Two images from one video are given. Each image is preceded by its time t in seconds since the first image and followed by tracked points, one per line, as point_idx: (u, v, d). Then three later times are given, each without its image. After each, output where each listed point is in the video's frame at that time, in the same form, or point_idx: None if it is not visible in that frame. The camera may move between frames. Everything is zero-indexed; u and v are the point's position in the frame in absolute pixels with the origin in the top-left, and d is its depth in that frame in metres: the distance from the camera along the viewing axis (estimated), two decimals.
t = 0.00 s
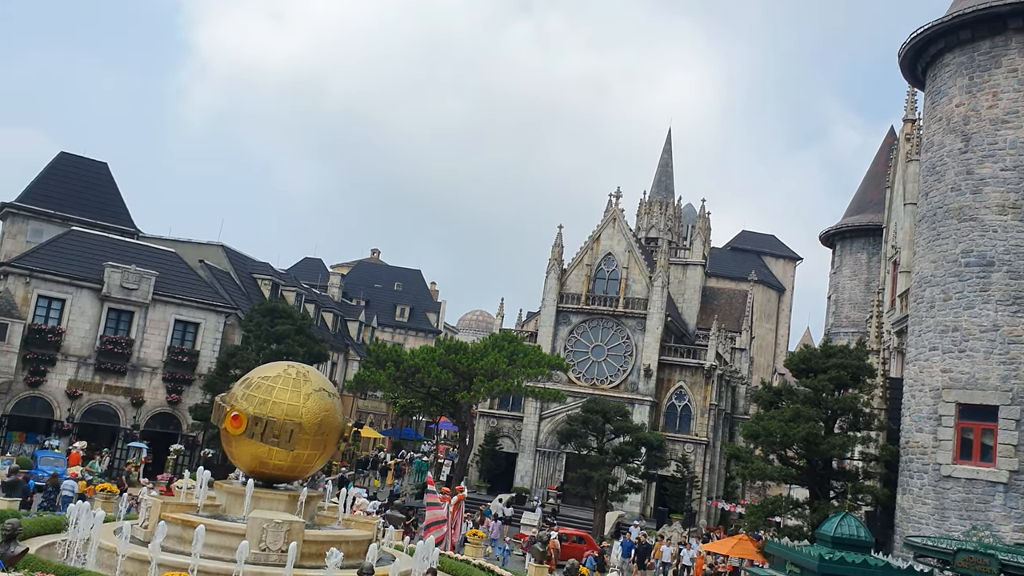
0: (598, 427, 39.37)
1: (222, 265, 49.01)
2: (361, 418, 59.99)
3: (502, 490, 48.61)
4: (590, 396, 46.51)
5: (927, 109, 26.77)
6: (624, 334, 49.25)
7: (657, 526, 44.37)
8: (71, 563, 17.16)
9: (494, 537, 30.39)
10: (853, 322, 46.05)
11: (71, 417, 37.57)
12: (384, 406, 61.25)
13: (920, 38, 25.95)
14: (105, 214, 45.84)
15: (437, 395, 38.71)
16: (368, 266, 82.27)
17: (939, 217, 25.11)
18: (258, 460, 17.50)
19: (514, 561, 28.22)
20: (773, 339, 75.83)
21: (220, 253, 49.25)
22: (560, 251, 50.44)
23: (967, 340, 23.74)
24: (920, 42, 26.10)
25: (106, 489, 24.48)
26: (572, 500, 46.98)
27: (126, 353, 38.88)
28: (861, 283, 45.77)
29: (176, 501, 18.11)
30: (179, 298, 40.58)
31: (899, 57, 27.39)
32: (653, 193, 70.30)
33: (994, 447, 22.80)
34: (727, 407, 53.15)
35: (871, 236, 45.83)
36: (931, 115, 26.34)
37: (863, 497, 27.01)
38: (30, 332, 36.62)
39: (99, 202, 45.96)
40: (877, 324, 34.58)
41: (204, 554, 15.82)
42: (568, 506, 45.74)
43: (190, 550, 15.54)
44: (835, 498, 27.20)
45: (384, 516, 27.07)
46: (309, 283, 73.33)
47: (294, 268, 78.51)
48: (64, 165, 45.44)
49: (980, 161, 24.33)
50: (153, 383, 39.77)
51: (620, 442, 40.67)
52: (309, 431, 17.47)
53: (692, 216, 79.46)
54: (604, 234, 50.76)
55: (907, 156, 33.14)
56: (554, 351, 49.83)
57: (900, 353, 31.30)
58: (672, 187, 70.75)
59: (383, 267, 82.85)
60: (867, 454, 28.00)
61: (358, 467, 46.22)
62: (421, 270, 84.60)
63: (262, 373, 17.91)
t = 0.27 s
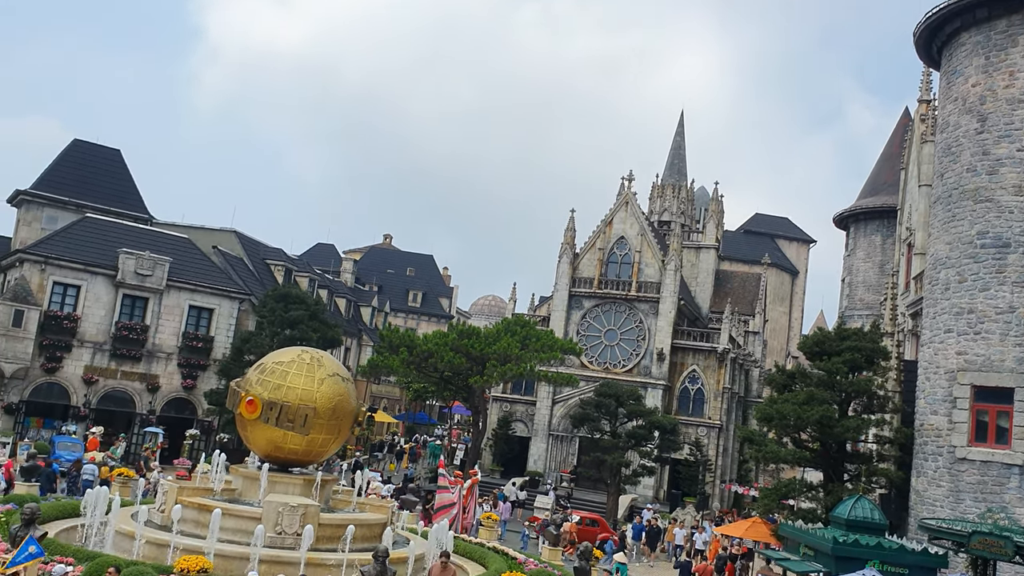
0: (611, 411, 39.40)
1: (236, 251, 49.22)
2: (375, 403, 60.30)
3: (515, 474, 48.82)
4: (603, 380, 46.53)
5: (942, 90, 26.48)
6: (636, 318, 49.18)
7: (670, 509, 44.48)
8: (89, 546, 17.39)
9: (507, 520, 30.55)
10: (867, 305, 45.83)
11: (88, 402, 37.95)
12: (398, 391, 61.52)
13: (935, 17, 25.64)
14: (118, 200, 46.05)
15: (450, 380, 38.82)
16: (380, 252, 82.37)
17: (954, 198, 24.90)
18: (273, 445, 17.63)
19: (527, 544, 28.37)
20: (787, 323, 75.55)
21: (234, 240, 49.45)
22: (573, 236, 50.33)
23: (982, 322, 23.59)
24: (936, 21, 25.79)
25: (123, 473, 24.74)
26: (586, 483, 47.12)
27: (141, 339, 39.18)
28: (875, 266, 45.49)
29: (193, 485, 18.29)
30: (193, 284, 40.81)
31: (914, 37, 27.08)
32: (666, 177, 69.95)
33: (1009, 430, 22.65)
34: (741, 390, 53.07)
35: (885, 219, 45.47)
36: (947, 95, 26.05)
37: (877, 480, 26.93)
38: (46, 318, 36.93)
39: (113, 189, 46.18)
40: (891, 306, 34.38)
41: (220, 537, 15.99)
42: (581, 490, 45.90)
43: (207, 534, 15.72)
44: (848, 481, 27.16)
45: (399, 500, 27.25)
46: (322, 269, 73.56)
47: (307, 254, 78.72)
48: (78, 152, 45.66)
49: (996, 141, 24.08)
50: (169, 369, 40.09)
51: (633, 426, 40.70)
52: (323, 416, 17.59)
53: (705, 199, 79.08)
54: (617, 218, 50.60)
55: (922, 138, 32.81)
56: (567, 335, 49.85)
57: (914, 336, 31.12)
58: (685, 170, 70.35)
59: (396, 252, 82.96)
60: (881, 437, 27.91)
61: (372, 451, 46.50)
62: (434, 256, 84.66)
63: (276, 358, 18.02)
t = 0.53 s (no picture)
0: (627, 397, 39.36)
1: (252, 239, 49.44)
2: (391, 390, 60.57)
3: (531, 460, 48.96)
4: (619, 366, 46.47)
5: (962, 72, 26.12)
6: (652, 305, 49.05)
7: (687, 495, 44.50)
8: (110, 533, 17.60)
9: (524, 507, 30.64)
10: (885, 290, 45.47)
11: (107, 390, 38.33)
12: (414, 378, 61.75)
13: None
14: (134, 189, 46.31)
15: (465, 367, 38.90)
16: (395, 239, 82.48)
17: (973, 182, 24.60)
18: (291, 432, 17.74)
19: (544, 530, 28.44)
20: (804, 308, 75.14)
21: (250, 228, 49.67)
22: (588, 222, 50.16)
23: (1002, 307, 23.33)
24: (955, 2, 25.41)
25: (143, 460, 24.97)
26: (602, 470, 47.17)
27: (159, 327, 39.48)
28: (893, 251, 45.12)
29: (212, 472, 18.47)
30: (210, 273, 41.04)
31: (933, 19, 26.70)
32: (681, 162, 69.53)
33: None
34: (757, 376, 52.88)
35: (903, 203, 45.02)
36: (966, 78, 25.69)
37: (894, 465, 26.78)
38: (65, 307, 37.30)
39: (130, 178, 46.44)
40: (909, 291, 34.08)
41: (239, 523, 16.14)
42: (597, 476, 45.98)
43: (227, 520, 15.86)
44: (866, 466, 27.02)
45: (416, 486, 27.40)
46: (337, 257, 73.78)
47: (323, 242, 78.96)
48: (94, 142, 45.92)
49: (1017, 124, 23.74)
50: (187, 357, 40.40)
51: (649, 413, 40.65)
52: (340, 402, 17.68)
53: (721, 184, 78.59)
54: (632, 203, 50.37)
55: (940, 121, 32.41)
56: (582, 322, 49.78)
57: (932, 321, 30.86)
58: (701, 155, 69.88)
59: (411, 240, 83.06)
60: (899, 423, 27.73)
61: (389, 438, 46.75)
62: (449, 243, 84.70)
63: (293, 346, 18.11)
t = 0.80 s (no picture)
0: (645, 380, 39.31)
1: (271, 223, 49.71)
2: (410, 373, 60.87)
3: (549, 443, 49.13)
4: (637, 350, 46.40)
5: (986, 51, 25.66)
6: (671, 287, 48.88)
7: (706, 478, 44.52)
8: (135, 513, 17.87)
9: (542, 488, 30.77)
10: (905, 272, 45.01)
11: (129, 373, 38.77)
12: (432, 361, 62.01)
13: None
14: (155, 174, 46.63)
15: (484, 350, 38.97)
16: (413, 223, 82.61)
17: (997, 162, 24.23)
18: (312, 414, 17.89)
19: (562, 513, 28.54)
20: (824, 291, 74.60)
21: (269, 212, 49.92)
22: (606, 205, 49.96)
23: None
24: None
25: (165, 442, 25.27)
26: (620, 452, 47.23)
27: (180, 311, 39.84)
28: (914, 232, 44.64)
29: (233, 454, 18.69)
30: (230, 257, 41.29)
31: None
32: (700, 144, 69.00)
33: None
34: (777, 359, 52.68)
35: (925, 184, 44.46)
36: (990, 56, 25.25)
37: (915, 448, 26.59)
38: (87, 292, 37.75)
39: (150, 163, 46.73)
40: (931, 273, 33.72)
41: (261, 505, 16.32)
42: (616, 459, 46.06)
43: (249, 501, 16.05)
44: (886, 449, 26.86)
45: (435, 468, 27.58)
46: (356, 241, 74.02)
47: (342, 226, 79.20)
48: (114, 127, 46.27)
49: None
50: (208, 340, 40.77)
51: (668, 396, 40.58)
52: (360, 385, 17.79)
53: (740, 166, 77.99)
54: (651, 185, 50.08)
55: (964, 100, 31.91)
56: (600, 305, 49.72)
57: (954, 303, 30.55)
58: (720, 137, 69.27)
59: (428, 224, 83.18)
60: (920, 405, 27.52)
61: (408, 421, 47.03)
62: (466, 227, 84.73)
63: (313, 329, 18.22)
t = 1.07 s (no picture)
0: (664, 357, 39.25)
1: (291, 202, 49.89)
2: (429, 351, 61.12)
3: (568, 421, 49.26)
4: (656, 327, 46.28)
5: (1013, 23, 25.13)
6: (691, 265, 48.64)
7: (725, 456, 44.51)
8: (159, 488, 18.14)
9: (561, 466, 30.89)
10: (928, 250, 44.50)
11: (152, 350, 39.22)
12: (451, 339, 62.21)
13: None
14: (175, 152, 46.87)
15: (502, 329, 39.01)
16: (431, 201, 82.57)
17: (1023, 138, 23.80)
18: (332, 391, 18.01)
19: (581, 489, 28.65)
20: (845, 269, 73.95)
21: (289, 190, 50.08)
22: (626, 182, 49.64)
23: None
24: None
25: (188, 418, 25.58)
26: (639, 430, 47.27)
27: (202, 289, 40.18)
28: (937, 209, 44.07)
29: (255, 430, 18.90)
30: (251, 235, 41.52)
31: None
32: (720, 120, 68.28)
33: None
34: (797, 337, 52.40)
35: (949, 161, 43.80)
36: (1018, 29, 24.72)
37: (936, 425, 26.41)
38: (110, 270, 38.15)
39: (170, 141, 46.94)
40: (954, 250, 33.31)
41: (283, 480, 16.51)
42: (635, 436, 46.12)
43: (271, 476, 16.24)
44: (907, 427, 26.69)
45: (454, 445, 27.75)
46: (375, 219, 74.12)
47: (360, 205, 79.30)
48: (134, 106, 46.50)
49: None
50: (229, 318, 41.12)
51: (687, 374, 40.49)
52: (380, 363, 17.88)
53: (761, 143, 77.17)
54: (671, 162, 49.64)
55: (990, 75, 31.31)
56: (620, 283, 49.57)
57: (978, 280, 30.20)
58: (741, 113, 68.50)
59: (447, 202, 83.11)
60: (941, 383, 27.29)
61: (426, 398, 47.30)
62: (485, 205, 84.56)
63: (333, 307, 18.31)
